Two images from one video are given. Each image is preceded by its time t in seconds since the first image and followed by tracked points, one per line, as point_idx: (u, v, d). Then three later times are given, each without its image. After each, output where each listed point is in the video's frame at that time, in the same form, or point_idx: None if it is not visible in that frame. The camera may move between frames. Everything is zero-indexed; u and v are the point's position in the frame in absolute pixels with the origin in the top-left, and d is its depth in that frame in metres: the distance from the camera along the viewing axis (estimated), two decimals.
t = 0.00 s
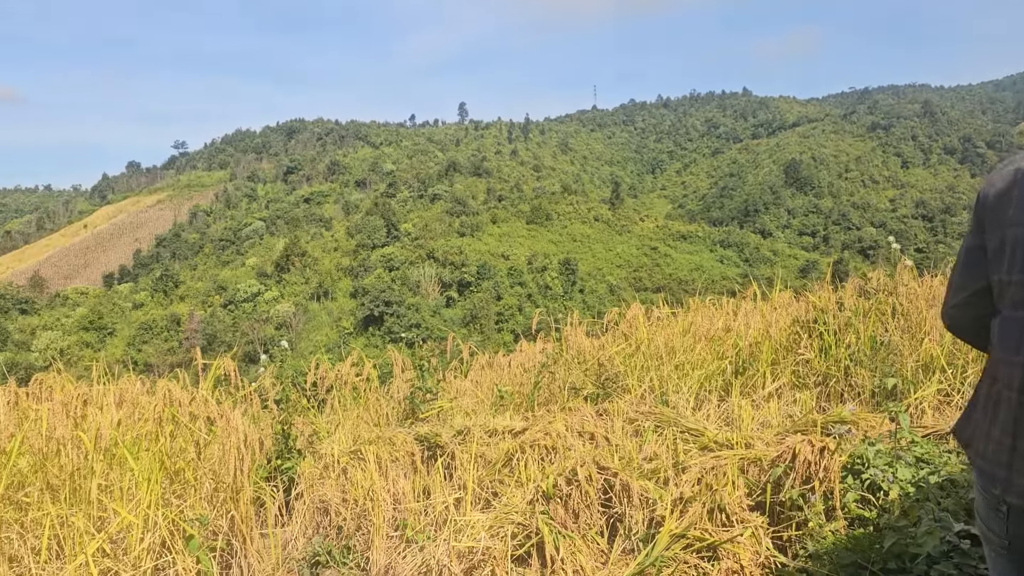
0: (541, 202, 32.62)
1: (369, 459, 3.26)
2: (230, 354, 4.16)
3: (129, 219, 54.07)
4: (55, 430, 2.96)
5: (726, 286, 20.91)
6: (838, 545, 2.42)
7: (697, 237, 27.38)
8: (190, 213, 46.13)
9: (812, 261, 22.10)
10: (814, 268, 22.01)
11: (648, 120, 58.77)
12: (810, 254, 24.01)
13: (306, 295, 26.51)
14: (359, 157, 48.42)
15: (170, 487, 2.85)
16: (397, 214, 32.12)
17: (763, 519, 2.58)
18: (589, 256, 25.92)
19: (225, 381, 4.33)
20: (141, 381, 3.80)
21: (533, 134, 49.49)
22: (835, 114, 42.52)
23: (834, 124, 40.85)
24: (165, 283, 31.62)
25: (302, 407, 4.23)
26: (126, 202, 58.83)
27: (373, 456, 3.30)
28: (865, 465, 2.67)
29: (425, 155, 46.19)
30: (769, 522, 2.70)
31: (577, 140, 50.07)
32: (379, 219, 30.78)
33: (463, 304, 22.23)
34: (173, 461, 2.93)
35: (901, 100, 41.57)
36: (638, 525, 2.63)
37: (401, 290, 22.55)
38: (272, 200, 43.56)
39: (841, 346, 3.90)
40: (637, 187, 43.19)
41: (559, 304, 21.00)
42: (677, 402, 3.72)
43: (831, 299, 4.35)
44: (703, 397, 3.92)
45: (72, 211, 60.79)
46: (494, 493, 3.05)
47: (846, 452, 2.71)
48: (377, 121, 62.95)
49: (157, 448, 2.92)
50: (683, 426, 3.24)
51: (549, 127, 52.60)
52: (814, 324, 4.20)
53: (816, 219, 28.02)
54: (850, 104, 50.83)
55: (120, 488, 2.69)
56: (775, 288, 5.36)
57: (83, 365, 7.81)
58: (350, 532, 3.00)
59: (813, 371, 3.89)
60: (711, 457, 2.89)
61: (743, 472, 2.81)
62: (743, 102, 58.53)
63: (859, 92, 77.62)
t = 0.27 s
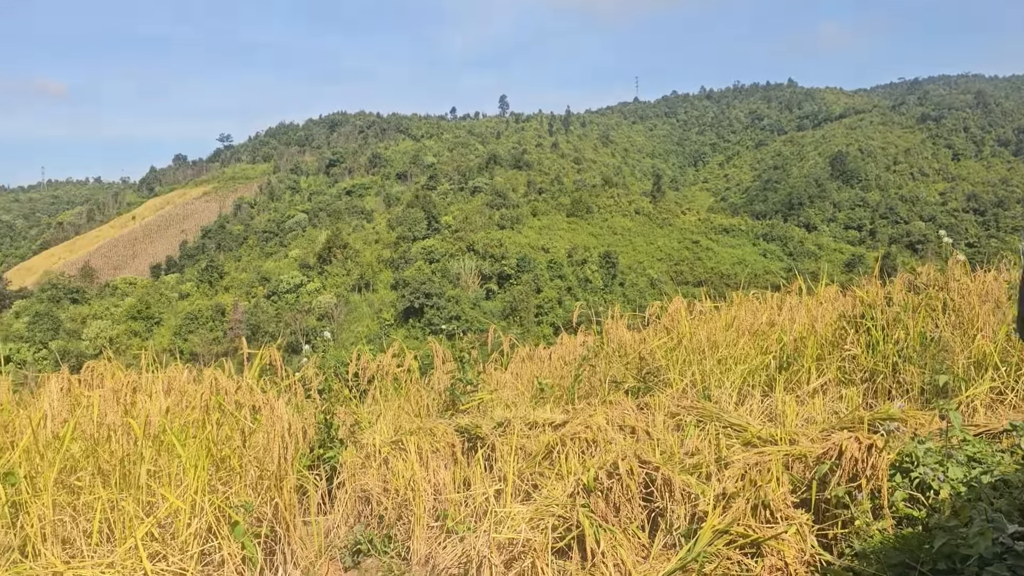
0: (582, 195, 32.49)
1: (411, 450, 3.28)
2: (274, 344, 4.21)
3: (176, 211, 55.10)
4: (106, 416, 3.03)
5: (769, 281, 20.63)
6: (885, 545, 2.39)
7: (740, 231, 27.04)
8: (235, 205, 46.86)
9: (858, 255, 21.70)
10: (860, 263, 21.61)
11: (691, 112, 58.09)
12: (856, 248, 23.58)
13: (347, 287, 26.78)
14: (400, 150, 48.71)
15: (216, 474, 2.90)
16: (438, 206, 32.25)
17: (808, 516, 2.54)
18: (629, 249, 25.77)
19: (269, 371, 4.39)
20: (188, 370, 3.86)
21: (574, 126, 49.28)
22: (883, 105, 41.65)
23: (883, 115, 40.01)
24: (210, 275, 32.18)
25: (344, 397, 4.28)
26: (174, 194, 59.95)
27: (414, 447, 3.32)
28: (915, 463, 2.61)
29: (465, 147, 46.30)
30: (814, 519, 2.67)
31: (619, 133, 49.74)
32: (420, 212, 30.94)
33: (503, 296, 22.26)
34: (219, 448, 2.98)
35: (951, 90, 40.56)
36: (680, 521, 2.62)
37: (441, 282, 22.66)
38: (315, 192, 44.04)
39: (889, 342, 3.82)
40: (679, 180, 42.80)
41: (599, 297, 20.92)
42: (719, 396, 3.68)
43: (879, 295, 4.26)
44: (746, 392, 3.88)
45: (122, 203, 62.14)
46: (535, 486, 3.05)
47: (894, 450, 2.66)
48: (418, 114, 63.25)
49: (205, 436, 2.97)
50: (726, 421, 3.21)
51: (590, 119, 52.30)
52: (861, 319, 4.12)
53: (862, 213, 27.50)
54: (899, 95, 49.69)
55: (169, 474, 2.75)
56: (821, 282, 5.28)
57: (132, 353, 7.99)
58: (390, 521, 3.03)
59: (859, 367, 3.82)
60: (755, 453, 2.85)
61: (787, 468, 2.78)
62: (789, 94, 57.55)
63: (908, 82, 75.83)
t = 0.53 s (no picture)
0: (621, 188, 32.30)
1: (450, 442, 3.29)
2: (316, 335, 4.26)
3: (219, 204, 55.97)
4: (152, 405, 3.09)
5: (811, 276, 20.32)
6: (933, 547, 2.34)
7: (781, 225, 26.67)
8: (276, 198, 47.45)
9: (904, 251, 21.28)
10: (906, 259, 21.19)
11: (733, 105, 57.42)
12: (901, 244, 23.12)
13: (386, 279, 26.98)
14: (439, 144, 48.89)
15: (259, 464, 2.94)
16: (477, 200, 32.32)
17: (853, 516, 2.50)
18: (669, 243, 25.58)
19: (311, 362, 4.44)
20: (232, 360, 3.92)
21: (613, 119, 49.01)
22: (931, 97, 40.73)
23: (930, 109, 39.14)
24: (252, 267, 32.65)
25: (384, 389, 4.31)
26: (217, 187, 60.89)
27: (453, 440, 3.33)
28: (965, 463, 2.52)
29: (504, 141, 46.30)
30: (859, 519, 2.63)
31: (658, 126, 49.35)
32: (459, 205, 31.03)
33: (541, 290, 22.25)
34: (261, 438, 3.02)
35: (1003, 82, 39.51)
36: (721, 518, 2.60)
37: (479, 275, 22.72)
38: (355, 185, 44.40)
39: (938, 340, 3.74)
40: (719, 173, 42.35)
41: (637, 292, 20.81)
42: (761, 393, 3.63)
43: (927, 292, 4.17)
44: (788, 389, 3.82)
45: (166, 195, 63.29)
46: (573, 480, 3.04)
47: (943, 450, 2.59)
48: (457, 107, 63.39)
49: (248, 426, 3.02)
50: (769, 418, 3.17)
51: (630, 113, 51.96)
52: (908, 316, 4.04)
53: (909, 208, 26.95)
54: (948, 87, 48.53)
55: (213, 463, 2.79)
56: (867, 278, 5.18)
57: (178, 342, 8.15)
58: (430, 513, 3.07)
59: (906, 365, 3.75)
60: (798, 451, 2.81)
61: (831, 467, 2.75)
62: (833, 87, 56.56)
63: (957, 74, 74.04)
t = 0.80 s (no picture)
0: (658, 183, 32.07)
1: (485, 436, 3.30)
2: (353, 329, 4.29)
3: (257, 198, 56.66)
4: (194, 395, 3.13)
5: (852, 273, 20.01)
6: (979, 551, 2.29)
7: (821, 222, 26.28)
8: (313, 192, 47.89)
9: (948, 248, 20.85)
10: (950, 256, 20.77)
11: (772, 99, 56.68)
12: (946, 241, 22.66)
13: (421, 274, 27.11)
14: (475, 138, 48.95)
15: (298, 455, 2.97)
16: (512, 195, 32.31)
17: (896, 518, 2.45)
18: (706, 239, 25.35)
19: (348, 355, 4.47)
20: (271, 352, 3.96)
21: (650, 114, 48.66)
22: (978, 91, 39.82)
23: (977, 102, 38.27)
24: (290, 260, 33.01)
25: (420, 382, 4.33)
26: (256, 181, 61.64)
27: (489, 434, 3.33)
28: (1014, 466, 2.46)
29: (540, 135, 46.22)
30: (902, 521, 2.59)
31: (696, 121, 48.87)
32: (494, 199, 31.05)
33: (576, 285, 22.19)
34: (300, 430, 3.05)
35: None
36: (759, 517, 2.57)
37: (514, 270, 22.72)
38: (391, 180, 44.65)
39: (984, 339, 3.66)
40: (758, 168, 41.84)
41: (674, 288, 20.67)
42: (801, 391, 3.59)
43: (973, 290, 4.08)
44: (828, 387, 3.77)
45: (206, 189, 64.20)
46: (609, 477, 3.04)
47: (990, 452, 2.53)
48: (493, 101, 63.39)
49: (287, 417, 3.05)
50: (808, 417, 3.12)
51: (667, 107, 51.55)
52: (953, 315, 3.95)
53: (953, 204, 26.40)
54: (995, 80, 47.39)
55: (254, 453, 2.83)
56: (910, 275, 5.08)
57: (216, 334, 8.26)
58: (465, 507, 3.09)
59: (951, 364, 3.67)
60: (839, 450, 2.77)
61: (873, 468, 2.71)
62: (876, 80, 55.53)
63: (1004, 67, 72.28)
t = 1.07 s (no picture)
0: (695, 179, 31.80)
1: (521, 432, 3.30)
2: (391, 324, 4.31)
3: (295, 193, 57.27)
4: (234, 388, 3.18)
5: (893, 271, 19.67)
6: None
7: (861, 219, 25.86)
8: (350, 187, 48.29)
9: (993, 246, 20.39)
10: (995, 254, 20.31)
11: (812, 94, 55.87)
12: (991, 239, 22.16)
13: (456, 269, 27.20)
14: (510, 134, 48.95)
15: (336, 448, 3.00)
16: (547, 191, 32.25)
17: (940, 521, 2.40)
18: (743, 235, 25.09)
19: (386, 350, 4.51)
20: (310, 346, 4.01)
21: (687, 109, 48.27)
22: None
23: None
24: (326, 256, 33.34)
25: (456, 378, 4.34)
26: (292, 177, 62.29)
27: (525, 430, 3.33)
28: None
29: (576, 131, 46.09)
30: (946, 524, 2.53)
31: (734, 116, 48.37)
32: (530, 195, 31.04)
33: (611, 281, 22.11)
34: (338, 424, 3.08)
35: None
36: (798, 518, 2.55)
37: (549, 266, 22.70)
38: (427, 176, 44.84)
39: None
40: (797, 165, 41.29)
41: (710, 285, 20.49)
42: (841, 391, 3.53)
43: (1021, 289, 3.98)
44: (869, 388, 3.71)
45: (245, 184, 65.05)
46: (645, 475, 3.03)
47: None
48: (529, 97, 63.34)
49: (325, 411, 3.08)
50: (849, 417, 3.07)
51: (705, 102, 51.08)
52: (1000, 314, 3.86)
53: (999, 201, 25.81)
54: None
55: (293, 446, 2.87)
56: (956, 273, 4.98)
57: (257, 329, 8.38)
58: (500, 502, 3.10)
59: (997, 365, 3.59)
60: (881, 452, 2.72)
61: (916, 470, 2.66)
62: (919, 75, 54.40)
63: None
